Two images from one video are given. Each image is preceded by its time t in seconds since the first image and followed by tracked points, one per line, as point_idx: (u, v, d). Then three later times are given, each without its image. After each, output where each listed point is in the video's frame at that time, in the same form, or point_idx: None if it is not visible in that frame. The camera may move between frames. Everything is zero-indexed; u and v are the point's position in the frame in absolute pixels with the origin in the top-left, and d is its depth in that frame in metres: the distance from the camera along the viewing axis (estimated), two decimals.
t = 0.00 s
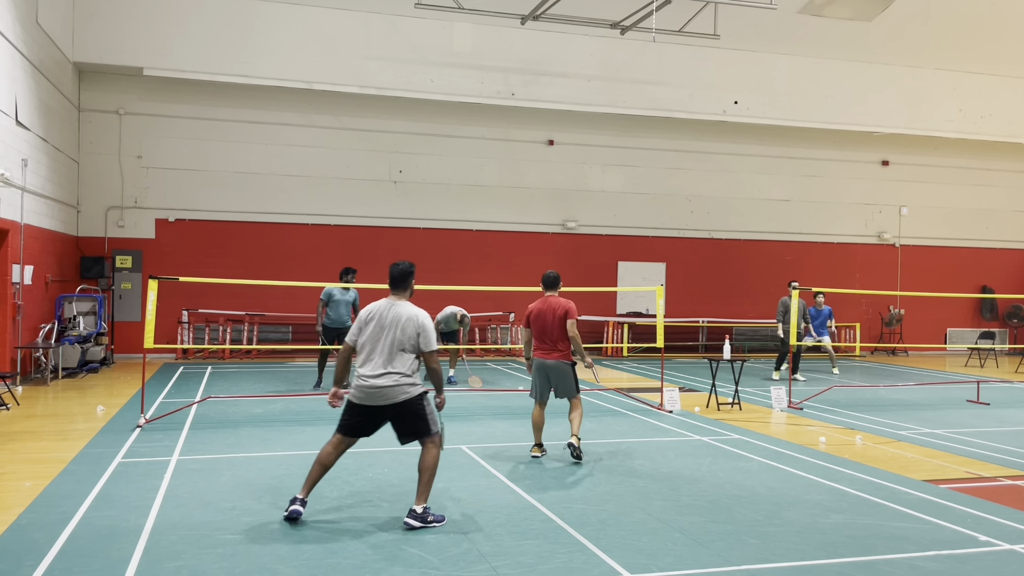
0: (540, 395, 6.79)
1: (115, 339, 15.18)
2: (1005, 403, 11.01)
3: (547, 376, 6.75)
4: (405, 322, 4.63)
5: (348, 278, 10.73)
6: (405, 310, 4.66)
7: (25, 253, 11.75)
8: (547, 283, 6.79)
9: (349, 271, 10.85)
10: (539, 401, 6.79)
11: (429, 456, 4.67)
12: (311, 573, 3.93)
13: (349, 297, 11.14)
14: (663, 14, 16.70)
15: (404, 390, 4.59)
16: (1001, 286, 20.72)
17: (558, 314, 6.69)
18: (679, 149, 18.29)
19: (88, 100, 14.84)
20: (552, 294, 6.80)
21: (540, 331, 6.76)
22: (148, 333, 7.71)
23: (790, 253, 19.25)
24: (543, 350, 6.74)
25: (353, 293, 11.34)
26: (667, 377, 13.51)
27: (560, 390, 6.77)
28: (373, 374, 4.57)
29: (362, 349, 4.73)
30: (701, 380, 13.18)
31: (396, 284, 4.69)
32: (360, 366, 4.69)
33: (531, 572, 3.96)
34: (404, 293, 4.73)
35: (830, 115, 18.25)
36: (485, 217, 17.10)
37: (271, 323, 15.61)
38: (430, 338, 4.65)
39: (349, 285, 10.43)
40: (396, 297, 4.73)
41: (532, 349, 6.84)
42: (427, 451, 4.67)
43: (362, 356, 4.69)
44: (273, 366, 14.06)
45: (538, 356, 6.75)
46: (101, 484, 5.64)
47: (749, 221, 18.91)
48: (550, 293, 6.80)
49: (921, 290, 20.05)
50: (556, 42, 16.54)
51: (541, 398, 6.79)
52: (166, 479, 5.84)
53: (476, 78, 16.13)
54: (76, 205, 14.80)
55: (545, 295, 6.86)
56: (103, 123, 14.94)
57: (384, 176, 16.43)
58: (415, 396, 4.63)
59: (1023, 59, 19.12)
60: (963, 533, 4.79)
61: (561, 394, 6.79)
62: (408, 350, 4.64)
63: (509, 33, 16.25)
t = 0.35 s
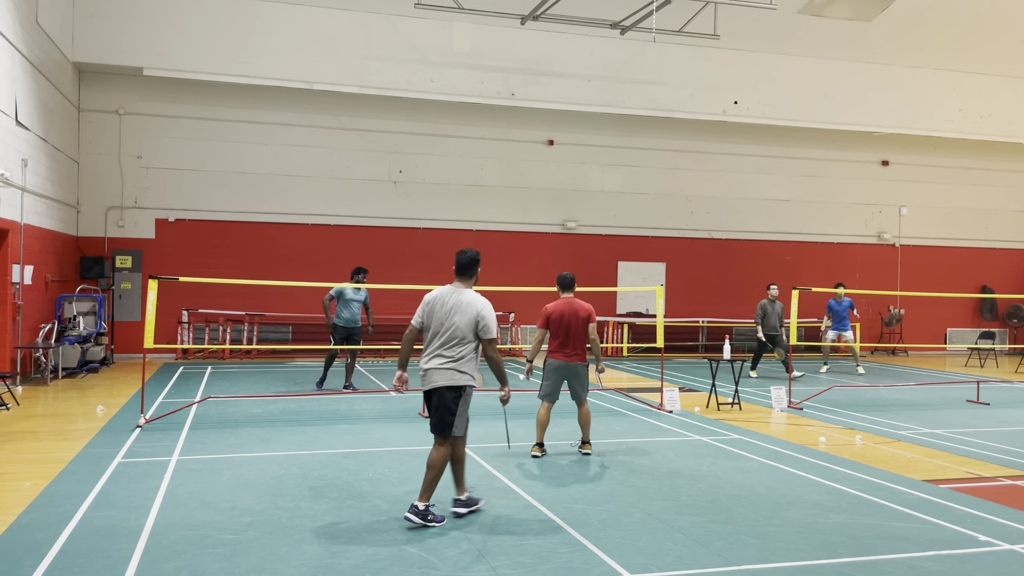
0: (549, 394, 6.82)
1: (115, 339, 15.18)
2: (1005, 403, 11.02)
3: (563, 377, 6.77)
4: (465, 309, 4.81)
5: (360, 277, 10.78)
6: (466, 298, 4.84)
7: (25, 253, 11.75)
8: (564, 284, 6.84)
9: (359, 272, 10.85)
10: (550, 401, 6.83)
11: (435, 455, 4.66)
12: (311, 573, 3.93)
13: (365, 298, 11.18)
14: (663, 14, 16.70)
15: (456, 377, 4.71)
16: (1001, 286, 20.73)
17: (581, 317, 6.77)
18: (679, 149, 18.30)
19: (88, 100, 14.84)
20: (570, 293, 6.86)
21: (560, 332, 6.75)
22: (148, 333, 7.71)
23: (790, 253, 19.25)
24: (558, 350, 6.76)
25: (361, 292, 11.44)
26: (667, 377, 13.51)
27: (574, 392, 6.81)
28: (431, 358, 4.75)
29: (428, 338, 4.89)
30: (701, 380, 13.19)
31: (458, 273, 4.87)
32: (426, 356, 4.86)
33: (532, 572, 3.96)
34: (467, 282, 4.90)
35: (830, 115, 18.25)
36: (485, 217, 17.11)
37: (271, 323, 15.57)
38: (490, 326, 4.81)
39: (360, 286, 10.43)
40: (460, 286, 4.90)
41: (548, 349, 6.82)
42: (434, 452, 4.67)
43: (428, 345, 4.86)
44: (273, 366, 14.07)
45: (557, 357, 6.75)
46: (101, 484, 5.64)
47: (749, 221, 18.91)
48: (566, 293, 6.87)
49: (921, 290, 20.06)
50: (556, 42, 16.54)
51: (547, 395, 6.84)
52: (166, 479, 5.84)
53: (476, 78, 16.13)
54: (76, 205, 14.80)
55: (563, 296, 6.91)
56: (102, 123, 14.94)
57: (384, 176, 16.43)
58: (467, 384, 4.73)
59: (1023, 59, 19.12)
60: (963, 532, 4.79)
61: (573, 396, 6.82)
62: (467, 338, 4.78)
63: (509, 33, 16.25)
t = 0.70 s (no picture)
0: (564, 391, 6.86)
1: (115, 339, 15.18)
2: (1005, 403, 11.01)
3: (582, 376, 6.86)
4: (507, 313, 4.90)
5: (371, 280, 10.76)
6: (507, 301, 4.94)
7: (25, 253, 11.75)
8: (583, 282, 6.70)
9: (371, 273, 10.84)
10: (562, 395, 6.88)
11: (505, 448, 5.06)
12: (311, 573, 3.93)
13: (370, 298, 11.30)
14: (663, 14, 16.71)
15: (494, 375, 4.86)
16: (1001, 286, 20.72)
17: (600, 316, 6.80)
18: (679, 149, 18.30)
19: (87, 100, 14.84)
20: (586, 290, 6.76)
21: (585, 334, 6.72)
22: (148, 333, 7.71)
23: (790, 253, 19.25)
24: (578, 349, 6.78)
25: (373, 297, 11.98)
26: (667, 377, 13.51)
27: (585, 389, 6.94)
28: (482, 358, 5.00)
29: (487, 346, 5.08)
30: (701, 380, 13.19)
31: (505, 277, 5.09)
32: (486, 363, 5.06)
33: (531, 572, 3.96)
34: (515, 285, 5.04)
35: (830, 115, 18.25)
36: (485, 217, 17.10)
37: (271, 323, 15.52)
38: (527, 326, 4.80)
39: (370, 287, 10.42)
40: (507, 291, 5.02)
41: (569, 349, 6.77)
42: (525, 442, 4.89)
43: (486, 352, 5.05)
44: (273, 366, 14.07)
45: (581, 358, 6.78)
46: (102, 484, 5.64)
47: (749, 221, 18.91)
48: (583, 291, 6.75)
49: (921, 290, 20.06)
50: (556, 42, 16.54)
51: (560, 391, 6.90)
52: (166, 479, 5.84)
53: (476, 78, 16.13)
54: (76, 205, 14.81)
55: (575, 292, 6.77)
56: (102, 123, 14.94)
57: (384, 176, 16.43)
58: (512, 385, 4.82)
59: None
60: (963, 532, 4.79)
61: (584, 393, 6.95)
62: (510, 338, 4.86)
63: (509, 33, 16.25)
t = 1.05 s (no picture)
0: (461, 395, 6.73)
1: (115, 339, 15.18)
2: (1005, 403, 11.01)
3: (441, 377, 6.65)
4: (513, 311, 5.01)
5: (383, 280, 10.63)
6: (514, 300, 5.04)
7: (25, 253, 11.75)
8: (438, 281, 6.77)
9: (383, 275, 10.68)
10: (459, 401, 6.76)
11: (510, 447, 4.92)
12: (311, 573, 3.93)
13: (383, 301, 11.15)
14: (663, 14, 16.71)
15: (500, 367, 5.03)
16: (1001, 287, 20.72)
17: (445, 313, 6.65)
18: (679, 149, 18.30)
19: (88, 100, 14.84)
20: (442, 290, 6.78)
21: (424, 332, 6.65)
22: (148, 333, 7.70)
23: (790, 253, 19.25)
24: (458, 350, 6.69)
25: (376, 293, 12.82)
26: (667, 377, 13.51)
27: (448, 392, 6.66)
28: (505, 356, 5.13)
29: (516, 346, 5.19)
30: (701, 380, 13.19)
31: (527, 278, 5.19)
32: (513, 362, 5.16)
33: (532, 572, 3.96)
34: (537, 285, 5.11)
35: (830, 115, 18.26)
36: (485, 217, 17.10)
37: (271, 323, 15.60)
38: (522, 322, 4.86)
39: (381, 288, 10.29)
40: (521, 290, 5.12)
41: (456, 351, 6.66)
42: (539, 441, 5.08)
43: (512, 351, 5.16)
44: (273, 366, 14.08)
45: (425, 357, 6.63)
46: (102, 484, 5.64)
47: (749, 221, 18.91)
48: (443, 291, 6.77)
49: (921, 290, 20.05)
50: (556, 42, 16.54)
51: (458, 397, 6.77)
52: (166, 479, 5.84)
53: (476, 78, 16.13)
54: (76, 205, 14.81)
55: (429, 293, 6.78)
56: (102, 123, 14.94)
57: (385, 177, 16.43)
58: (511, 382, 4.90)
59: None
60: (963, 533, 4.79)
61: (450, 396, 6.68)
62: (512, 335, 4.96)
63: (509, 33, 16.26)
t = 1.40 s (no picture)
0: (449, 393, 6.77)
1: (115, 339, 15.18)
2: (1005, 403, 11.02)
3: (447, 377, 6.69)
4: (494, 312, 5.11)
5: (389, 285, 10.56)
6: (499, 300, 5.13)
7: (25, 253, 11.75)
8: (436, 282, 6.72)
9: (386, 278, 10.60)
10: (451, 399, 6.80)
11: (507, 445, 4.91)
12: (311, 573, 3.93)
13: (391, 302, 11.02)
14: (663, 14, 16.71)
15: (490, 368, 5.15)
16: (1001, 287, 20.72)
17: (450, 314, 6.65)
18: (679, 149, 18.29)
19: (88, 100, 14.84)
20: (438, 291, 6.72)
21: (428, 332, 6.60)
22: (148, 333, 7.71)
23: (790, 253, 19.25)
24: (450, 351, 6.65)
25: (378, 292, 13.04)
26: (667, 377, 13.52)
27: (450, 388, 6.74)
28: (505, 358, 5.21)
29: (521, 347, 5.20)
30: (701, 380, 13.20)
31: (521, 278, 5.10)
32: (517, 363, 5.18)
33: (532, 572, 3.96)
34: (517, 285, 5.10)
35: (831, 115, 18.26)
36: (485, 217, 17.10)
37: (271, 323, 15.58)
38: (490, 321, 4.93)
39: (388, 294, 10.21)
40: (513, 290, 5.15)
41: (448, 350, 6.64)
42: (538, 436, 5.04)
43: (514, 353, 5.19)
44: (273, 366, 14.08)
45: (431, 357, 6.59)
46: (102, 484, 5.65)
47: (750, 221, 18.91)
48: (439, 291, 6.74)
49: (922, 290, 20.06)
50: (556, 42, 16.54)
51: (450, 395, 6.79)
52: (166, 479, 5.84)
53: (476, 78, 16.13)
54: (76, 205, 14.81)
55: (430, 294, 6.75)
56: (102, 123, 14.94)
57: (385, 176, 16.43)
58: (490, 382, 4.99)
59: None
60: (963, 533, 4.79)
61: (449, 394, 6.74)
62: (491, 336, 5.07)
63: (509, 33, 16.26)
